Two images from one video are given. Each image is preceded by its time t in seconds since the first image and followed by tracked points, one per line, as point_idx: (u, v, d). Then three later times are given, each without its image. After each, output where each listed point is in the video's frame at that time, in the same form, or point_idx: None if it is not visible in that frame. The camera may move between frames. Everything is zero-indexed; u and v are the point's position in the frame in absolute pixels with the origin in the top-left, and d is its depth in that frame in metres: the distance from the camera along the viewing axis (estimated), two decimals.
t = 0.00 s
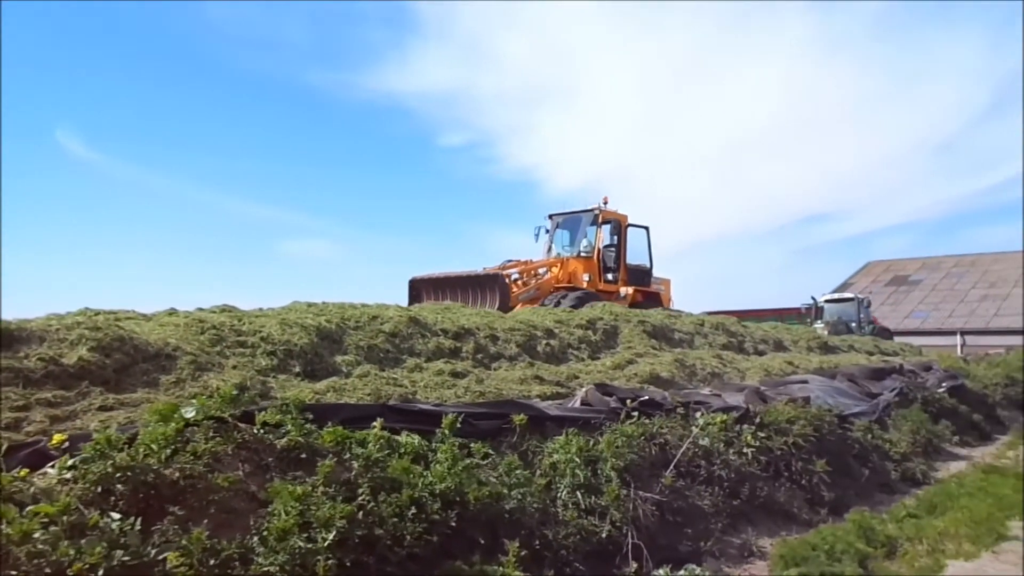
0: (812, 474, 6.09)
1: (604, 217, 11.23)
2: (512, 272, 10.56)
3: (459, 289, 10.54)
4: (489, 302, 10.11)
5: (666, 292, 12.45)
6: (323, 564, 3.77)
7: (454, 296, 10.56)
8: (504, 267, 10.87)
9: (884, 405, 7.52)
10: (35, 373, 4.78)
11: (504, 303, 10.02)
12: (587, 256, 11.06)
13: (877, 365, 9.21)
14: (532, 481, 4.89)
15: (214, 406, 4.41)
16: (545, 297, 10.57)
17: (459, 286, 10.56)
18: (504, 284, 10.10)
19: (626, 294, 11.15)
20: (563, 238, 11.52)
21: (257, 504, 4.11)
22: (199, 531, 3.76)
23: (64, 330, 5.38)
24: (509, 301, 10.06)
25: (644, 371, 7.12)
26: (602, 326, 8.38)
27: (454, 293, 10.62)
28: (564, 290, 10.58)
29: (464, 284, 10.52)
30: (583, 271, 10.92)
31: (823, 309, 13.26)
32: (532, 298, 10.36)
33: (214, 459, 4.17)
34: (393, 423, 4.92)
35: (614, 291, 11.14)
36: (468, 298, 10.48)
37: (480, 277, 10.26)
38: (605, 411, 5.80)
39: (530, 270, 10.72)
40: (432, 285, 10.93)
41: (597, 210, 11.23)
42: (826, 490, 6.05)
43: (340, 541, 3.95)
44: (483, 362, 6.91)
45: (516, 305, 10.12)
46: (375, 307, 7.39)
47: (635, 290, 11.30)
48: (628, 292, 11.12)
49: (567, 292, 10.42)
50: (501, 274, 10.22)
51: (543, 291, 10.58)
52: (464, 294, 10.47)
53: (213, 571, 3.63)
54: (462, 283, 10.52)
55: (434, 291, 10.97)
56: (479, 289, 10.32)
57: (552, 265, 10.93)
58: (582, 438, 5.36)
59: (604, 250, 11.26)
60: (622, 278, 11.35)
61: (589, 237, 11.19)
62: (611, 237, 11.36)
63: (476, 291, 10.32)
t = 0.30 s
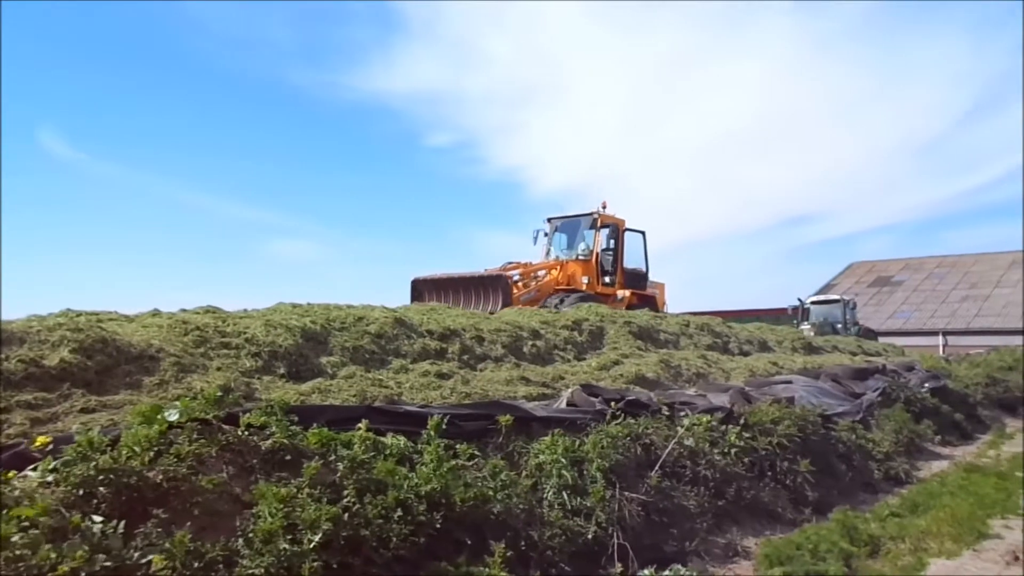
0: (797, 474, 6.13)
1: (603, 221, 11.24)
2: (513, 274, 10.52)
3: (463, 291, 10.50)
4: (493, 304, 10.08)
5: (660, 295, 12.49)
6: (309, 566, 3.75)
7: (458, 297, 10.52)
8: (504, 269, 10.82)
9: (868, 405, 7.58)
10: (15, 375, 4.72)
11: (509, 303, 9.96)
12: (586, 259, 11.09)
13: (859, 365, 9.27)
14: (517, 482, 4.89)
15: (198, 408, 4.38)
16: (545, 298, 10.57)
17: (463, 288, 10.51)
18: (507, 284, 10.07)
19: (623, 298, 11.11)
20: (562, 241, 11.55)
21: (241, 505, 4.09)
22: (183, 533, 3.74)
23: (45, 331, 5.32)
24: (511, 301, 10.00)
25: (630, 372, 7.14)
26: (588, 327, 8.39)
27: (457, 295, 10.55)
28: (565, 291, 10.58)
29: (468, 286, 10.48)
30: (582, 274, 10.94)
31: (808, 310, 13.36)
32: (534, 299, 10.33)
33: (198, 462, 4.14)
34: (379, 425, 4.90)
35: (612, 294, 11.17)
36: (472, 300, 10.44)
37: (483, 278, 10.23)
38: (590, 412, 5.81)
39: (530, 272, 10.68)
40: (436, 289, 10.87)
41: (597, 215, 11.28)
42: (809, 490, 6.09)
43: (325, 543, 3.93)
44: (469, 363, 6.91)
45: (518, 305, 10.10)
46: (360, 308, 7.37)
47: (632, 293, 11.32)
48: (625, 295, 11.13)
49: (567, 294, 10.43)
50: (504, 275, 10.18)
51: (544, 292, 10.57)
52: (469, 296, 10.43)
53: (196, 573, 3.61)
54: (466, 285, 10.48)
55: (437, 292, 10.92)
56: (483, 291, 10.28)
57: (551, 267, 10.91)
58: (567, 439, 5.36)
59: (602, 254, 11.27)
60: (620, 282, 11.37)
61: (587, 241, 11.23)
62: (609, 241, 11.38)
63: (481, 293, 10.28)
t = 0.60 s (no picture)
0: (784, 474, 6.16)
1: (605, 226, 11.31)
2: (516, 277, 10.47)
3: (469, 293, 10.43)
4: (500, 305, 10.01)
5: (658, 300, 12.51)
6: (296, 567, 3.74)
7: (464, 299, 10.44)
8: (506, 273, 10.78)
9: (855, 405, 7.63)
10: None
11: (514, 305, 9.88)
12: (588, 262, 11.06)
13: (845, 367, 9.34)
14: (506, 482, 4.88)
15: (185, 408, 4.36)
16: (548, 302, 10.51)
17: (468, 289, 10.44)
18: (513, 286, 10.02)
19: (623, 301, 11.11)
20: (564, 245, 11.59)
21: (229, 507, 4.07)
22: (169, 535, 3.72)
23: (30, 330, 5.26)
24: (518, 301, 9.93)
25: (619, 373, 7.15)
26: (577, 328, 8.40)
27: (462, 296, 10.51)
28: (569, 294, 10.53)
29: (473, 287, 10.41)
30: (584, 277, 10.89)
31: (797, 312, 13.43)
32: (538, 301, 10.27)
33: (185, 463, 4.12)
34: (367, 426, 4.89)
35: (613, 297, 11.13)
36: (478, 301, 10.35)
37: (489, 280, 10.18)
38: (578, 412, 5.81)
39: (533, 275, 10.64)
40: (442, 289, 10.83)
41: (598, 219, 11.35)
42: (797, 491, 6.12)
43: (313, 544, 3.92)
44: (458, 364, 6.90)
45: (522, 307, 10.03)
46: (349, 309, 7.35)
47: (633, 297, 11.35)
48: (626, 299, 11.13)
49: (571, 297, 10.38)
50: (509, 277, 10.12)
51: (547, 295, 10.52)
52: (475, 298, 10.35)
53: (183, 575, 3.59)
54: (471, 287, 10.41)
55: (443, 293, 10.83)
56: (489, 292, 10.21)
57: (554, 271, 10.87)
58: (556, 440, 5.36)
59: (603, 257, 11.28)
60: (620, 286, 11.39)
61: (588, 245, 11.29)
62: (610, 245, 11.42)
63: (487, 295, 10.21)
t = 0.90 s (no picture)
0: (767, 475, 6.20)
1: (603, 230, 11.37)
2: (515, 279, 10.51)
3: (471, 295, 10.39)
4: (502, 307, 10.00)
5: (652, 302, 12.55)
6: (280, 570, 3.71)
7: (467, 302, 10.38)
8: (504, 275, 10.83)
9: (836, 406, 7.69)
10: None
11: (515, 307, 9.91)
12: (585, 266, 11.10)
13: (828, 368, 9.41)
14: (491, 483, 4.87)
15: (166, 410, 4.31)
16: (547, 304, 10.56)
17: (469, 292, 10.40)
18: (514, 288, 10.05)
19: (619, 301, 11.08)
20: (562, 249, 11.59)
21: (211, 509, 4.03)
22: (150, 538, 3.68)
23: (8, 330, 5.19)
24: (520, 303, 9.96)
25: (603, 374, 7.16)
26: (562, 329, 8.41)
27: (462, 297, 10.45)
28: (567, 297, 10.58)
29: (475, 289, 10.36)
30: (581, 280, 10.92)
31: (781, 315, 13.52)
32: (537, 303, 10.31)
33: (166, 464, 4.08)
34: (351, 427, 4.86)
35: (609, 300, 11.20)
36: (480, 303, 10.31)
37: (490, 282, 10.18)
38: (563, 413, 5.82)
39: (532, 278, 10.69)
40: (442, 290, 10.74)
41: (595, 223, 11.40)
42: (779, 490, 6.16)
43: (296, 546, 3.90)
44: (442, 364, 6.88)
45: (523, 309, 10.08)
46: (333, 309, 7.31)
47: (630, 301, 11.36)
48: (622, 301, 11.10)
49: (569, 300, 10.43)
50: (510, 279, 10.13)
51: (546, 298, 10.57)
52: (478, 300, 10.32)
53: None
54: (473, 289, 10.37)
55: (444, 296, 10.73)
56: (490, 294, 10.20)
57: (552, 273, 10.91)
58: (540, 440, 5.36)
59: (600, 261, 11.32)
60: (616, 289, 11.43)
61: (586, 248, 11.32)
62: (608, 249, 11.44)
63: (489, 296, 10.20)
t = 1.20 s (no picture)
0: (747, 474, 6.24)
1: (596, 233, 11.40)
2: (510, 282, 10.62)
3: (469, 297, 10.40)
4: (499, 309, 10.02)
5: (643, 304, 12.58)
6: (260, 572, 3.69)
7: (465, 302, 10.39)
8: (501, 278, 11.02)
9: (816, 405, 7.76)
10: None
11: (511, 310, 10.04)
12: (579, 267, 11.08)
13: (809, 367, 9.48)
14: (472, 483, 4.87)
15: (144, 410, 4.27)
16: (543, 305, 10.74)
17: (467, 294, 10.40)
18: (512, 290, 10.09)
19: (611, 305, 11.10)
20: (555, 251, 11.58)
21: (190, 511, 3.99)
22: (128, 540, 3.65)
23: None
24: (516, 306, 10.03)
25: (585, 374, 7.18)
26: (544, 329, 8.42)
27: (460, 299, 10.47)
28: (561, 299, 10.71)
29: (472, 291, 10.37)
30: (575, 283, 10.89)
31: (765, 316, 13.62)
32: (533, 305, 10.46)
33: (145, 465, 4.04)
34: (333, 427, 4.84)
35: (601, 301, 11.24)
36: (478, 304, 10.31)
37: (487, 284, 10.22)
38: (545, 412, 5.83)
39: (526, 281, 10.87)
40: (439, 292, 10.72)
41: (588, 227, 11.42)
42: (760, 490, 6.20)
43: (277, 547, 3.87)
44: (425, 364, 6.87)
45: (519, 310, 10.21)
46: (315, 309, 7.27)
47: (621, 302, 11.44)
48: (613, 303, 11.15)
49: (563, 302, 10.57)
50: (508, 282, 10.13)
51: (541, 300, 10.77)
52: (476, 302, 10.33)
53: None
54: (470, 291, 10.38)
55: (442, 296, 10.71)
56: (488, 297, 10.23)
57: (547, 275, 10.98)
58: (522, 440, 5.37)
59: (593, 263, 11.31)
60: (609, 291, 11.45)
61: (579, 251, 11.30)
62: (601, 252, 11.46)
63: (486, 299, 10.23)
